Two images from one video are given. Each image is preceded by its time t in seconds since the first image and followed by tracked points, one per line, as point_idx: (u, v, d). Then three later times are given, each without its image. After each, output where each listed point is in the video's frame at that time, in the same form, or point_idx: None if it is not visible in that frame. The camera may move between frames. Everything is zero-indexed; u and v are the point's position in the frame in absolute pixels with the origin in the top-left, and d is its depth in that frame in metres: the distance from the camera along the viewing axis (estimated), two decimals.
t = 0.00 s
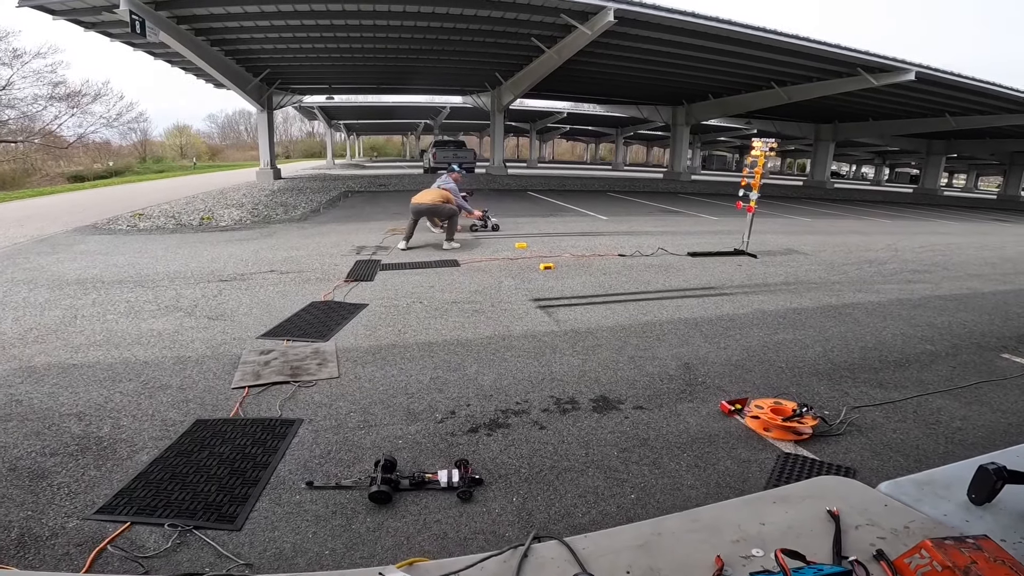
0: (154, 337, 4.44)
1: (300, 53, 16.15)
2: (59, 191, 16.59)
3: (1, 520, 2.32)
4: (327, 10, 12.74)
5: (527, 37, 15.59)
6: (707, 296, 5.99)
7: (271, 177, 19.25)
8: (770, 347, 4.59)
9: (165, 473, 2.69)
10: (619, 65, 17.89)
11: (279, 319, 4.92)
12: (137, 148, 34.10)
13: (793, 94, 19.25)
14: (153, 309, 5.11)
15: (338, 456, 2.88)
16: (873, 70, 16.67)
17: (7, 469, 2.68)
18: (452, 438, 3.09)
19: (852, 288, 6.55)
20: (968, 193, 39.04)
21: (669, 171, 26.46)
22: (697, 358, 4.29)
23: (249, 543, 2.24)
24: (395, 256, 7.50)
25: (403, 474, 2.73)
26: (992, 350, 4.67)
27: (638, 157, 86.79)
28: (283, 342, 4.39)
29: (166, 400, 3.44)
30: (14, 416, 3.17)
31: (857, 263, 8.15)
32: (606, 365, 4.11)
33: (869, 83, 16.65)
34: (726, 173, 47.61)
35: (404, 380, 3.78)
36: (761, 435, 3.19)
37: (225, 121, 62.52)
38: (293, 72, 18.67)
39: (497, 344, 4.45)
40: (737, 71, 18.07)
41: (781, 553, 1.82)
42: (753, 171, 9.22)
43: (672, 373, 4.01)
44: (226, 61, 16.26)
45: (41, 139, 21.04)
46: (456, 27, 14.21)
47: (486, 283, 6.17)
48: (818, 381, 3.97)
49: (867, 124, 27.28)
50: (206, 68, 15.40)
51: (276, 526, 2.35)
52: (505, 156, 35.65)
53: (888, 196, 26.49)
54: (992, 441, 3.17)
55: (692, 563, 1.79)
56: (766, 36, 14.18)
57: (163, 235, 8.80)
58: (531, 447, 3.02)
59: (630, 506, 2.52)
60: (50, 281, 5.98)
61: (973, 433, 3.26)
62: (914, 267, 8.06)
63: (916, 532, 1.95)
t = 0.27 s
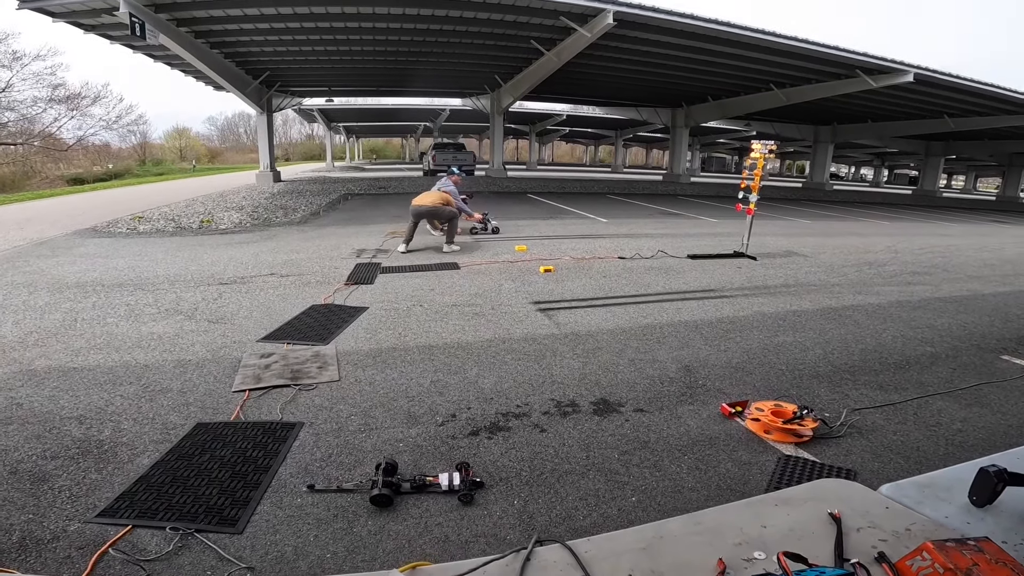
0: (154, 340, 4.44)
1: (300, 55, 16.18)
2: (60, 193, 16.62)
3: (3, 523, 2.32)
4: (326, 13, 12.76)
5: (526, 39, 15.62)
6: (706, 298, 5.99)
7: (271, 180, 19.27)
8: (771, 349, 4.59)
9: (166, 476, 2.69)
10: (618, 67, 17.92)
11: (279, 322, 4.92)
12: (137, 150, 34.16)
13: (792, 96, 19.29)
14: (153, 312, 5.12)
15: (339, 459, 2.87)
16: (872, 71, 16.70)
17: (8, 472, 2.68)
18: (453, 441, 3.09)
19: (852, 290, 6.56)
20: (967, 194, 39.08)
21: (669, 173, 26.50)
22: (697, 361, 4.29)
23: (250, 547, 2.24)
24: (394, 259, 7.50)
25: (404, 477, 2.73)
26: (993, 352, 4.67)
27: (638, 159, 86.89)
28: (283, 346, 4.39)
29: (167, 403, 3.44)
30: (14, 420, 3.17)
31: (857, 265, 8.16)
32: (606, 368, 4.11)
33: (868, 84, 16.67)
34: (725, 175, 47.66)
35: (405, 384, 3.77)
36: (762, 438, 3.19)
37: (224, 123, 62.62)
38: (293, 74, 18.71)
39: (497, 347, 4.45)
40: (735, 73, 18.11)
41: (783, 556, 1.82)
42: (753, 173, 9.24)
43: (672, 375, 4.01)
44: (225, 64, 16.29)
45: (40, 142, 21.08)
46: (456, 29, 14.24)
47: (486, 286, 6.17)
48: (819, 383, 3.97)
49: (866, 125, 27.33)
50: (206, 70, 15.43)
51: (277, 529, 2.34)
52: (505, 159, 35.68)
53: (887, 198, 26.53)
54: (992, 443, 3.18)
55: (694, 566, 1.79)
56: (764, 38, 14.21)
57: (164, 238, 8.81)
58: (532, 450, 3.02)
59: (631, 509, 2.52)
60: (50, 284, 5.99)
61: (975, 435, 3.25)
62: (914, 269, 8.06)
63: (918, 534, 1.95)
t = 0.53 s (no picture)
0: (153, 343, 4.43)
1: (299, 58, 16.21)
2: (58, 196, 16.61)
3: (2, 526, 2.31)
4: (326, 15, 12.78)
5: (525, 41, 15.64)
6: (707, 300, 6.00)
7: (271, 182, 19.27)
8: (770, 351, 4.59)
9: (166, 479, 2.68)
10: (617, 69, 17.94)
11: (279, 325, 4.92)
12: (136, 153, 34.20)
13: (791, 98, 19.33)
14: (152, 315, 5.12)
15: (338, 461, 2.87)
16: (871, 73, 16.74)
17: (7, 475, 2.68)
18: (453, 444, 3.08)
19: (851, 292, 6.57)
20: (965, 196, 39.15)
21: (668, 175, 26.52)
22: (696, 363, 4.29)
23: (250, 549, 2.23)
24: (394, 261, 7.51)
25: (403, 480, 2.72)
26: (992, 354, 4.68)
27: (637, 161, 87.01)
28: (282, 348, 4.39)
29: (167, 406, 3.44)
30: (14, 422, 3.17)
31: (856, 266, 8.17)
32: (606, 370, 4.11)
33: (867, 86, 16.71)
34: (725, 176, 47.73)
35: (405, 386, 3.77)
36: (762, 440, 3.19)
37: (224, 125, 62.70)
38: (292, 76, 18.73)
39: (497, 350, 4.45)
40: (734, 74, 18.15)
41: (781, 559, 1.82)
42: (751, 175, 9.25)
43: (671, 378, 4.01)
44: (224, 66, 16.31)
45: (40, 144, 21.10)
46: (456, 32, 14.27)
47: (485, 288, 6.18)
48: (818, 385, 3.97)
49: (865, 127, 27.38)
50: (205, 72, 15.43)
51: (276, 532, 2.34)
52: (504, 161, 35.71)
53: (886, 199, 26.56)
54: (991, 444, 3.18)
55: (694, 568, 1.79)
56: (763, 40, 14.23)
57: (163, 241, 8.82)
58: (532, 452, 3.02)
59: (631, 511, 2.52)
60: (50, 287, 5.99)
61: (974, 437, 3.26)
62: (913, 270, 8.08)
63: (916, 536, 1.95)
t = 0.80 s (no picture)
0: (153, 345, 4.43)
1: (299, 59, 16.23)
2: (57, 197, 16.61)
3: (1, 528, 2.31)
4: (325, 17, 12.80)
5: (524, 43, 15.66)
6: (706, 302, 6.01)
7: (270, 184, 19.25)
8: (769, 353, 4.60)
9: (165, 481, 2.68)
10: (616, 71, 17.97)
11: (279, 327, 4.92)
12: (135, 154, 34.20)
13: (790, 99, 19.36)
14: (152, 317, 5.12)
15: (337, 464, 2.87)
16: (869, 75, 16.77)
17: (6, 477, 2.68)
18: (452, 446, 3.08)
19: (850, 294, 6.58)
20: (964, 197, 39.21)
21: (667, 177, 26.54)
22: (696, 365, 4.29)
23: (249, 552, 2.23)
24: (393, 264, 7.51)
25: (403, 482, 2.72)
26: (991, 355, 4.69)
27: (636, 163, 87.09)
28: (282, 351, 4.39)
29: (166, 408, 3.44)
30: (13, 425, 3.16)
31: (855, 268, 8.18)
32: (606, 373, 4.11)
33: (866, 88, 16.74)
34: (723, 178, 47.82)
35: (404, 389, 3.77)
36: (761, 442, 3.19)
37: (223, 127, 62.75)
38: (292, 78, 18.75)
39: (496, 352, 4.45)
40: (733, 76, 18.17)
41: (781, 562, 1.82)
42: (750, 177, 9.26)
43: (671, 380, 4.01)
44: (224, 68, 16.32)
45: (39, 146, 21.09)
46: (455, 34, 14.29)
47: (485, 291, 6.18)
48: (818, 387, 3.97)
49: (864, 128, 27.43)
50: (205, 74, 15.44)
51: (275, 534, 2.34)
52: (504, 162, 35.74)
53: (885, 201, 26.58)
54: (991, 446, 3.18)
55: (693, 571, 1.78)
56: (762, 41, 14.26)
57: (163, 243, 8.82)
58: (531, 454, 3.02)
59: (630, 514, 2.52)
60: (49, 289, 5.98)
61: (973, 438, 3.26)
62: (912, 272, 8.08)
63: (915, 539, 1.95)
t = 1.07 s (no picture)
0: (151, 347, 4.42)
1: (298, 61, 16.24)
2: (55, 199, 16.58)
3: None
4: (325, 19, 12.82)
5: (524, 45, 15.67)
6: (705, 304, 6.01)
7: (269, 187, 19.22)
8: (768, 355, 4.60)
9: (163, 483, 2.68)
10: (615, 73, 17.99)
11: (277, 330, 4.92)
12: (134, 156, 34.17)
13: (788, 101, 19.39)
14: (150, 319, 5.11)
15: (336, 466, 2.86)
16: (868, 76, 16.81)
17: (3, 479, 2.67)
18: (451, 448, 3.08)
19: (849, 296, 6.59)
20: (962, 199, 39.29)
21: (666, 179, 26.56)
22: (695, 367, 4.29)
23: (246, 554, 2.23)
24: (393, 266, 7.51)
25: (401, 484, 2.72)
26: (990, 357, 4.69)
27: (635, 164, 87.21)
28: (280, 353, 4.38)
29: (164, 410, 3.43)
30: (10, 427, 3.16)
31: (854, 269, 8.19)
32: (605, 375, 4.11)
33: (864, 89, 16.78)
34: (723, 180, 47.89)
35: (403, 391, 3.77)
36: (760, 443, 3.19)
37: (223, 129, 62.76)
38: (291, 80, 18.76)
39: (495, 354, 4.45)
40: (732, 78, 18.21)
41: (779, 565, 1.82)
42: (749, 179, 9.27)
43: (670, 382, 4.01)
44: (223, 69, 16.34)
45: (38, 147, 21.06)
46: (454, 35, 14.31)
47: (484, 293, 6.18)
48: (817, 389, 3.97)
49: (862, 130, 27.49)
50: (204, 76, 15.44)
51: (273, 537, 2.34)
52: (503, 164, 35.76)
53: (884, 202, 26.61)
54: (990, 447, 3.18)
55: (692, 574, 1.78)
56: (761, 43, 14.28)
57: (161, 245, 8.80)
58: (530, 457, 3.02)
59: (628, 516, 2.52)
60: (48, 291, 5.97)
61: (972, 440, 3.26)
62: (910, 274, 8.09)
63: (914, 541, 1.95)
